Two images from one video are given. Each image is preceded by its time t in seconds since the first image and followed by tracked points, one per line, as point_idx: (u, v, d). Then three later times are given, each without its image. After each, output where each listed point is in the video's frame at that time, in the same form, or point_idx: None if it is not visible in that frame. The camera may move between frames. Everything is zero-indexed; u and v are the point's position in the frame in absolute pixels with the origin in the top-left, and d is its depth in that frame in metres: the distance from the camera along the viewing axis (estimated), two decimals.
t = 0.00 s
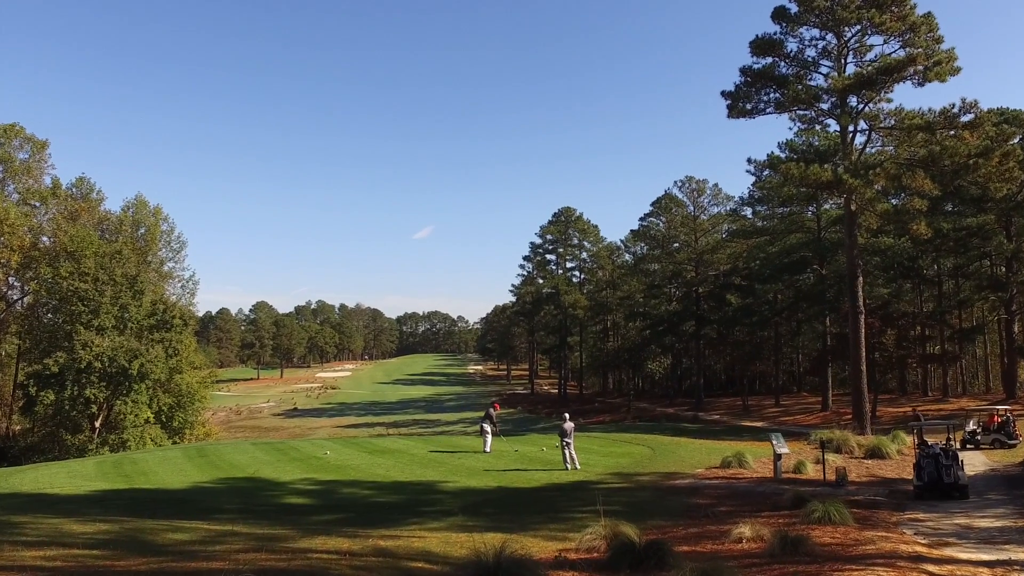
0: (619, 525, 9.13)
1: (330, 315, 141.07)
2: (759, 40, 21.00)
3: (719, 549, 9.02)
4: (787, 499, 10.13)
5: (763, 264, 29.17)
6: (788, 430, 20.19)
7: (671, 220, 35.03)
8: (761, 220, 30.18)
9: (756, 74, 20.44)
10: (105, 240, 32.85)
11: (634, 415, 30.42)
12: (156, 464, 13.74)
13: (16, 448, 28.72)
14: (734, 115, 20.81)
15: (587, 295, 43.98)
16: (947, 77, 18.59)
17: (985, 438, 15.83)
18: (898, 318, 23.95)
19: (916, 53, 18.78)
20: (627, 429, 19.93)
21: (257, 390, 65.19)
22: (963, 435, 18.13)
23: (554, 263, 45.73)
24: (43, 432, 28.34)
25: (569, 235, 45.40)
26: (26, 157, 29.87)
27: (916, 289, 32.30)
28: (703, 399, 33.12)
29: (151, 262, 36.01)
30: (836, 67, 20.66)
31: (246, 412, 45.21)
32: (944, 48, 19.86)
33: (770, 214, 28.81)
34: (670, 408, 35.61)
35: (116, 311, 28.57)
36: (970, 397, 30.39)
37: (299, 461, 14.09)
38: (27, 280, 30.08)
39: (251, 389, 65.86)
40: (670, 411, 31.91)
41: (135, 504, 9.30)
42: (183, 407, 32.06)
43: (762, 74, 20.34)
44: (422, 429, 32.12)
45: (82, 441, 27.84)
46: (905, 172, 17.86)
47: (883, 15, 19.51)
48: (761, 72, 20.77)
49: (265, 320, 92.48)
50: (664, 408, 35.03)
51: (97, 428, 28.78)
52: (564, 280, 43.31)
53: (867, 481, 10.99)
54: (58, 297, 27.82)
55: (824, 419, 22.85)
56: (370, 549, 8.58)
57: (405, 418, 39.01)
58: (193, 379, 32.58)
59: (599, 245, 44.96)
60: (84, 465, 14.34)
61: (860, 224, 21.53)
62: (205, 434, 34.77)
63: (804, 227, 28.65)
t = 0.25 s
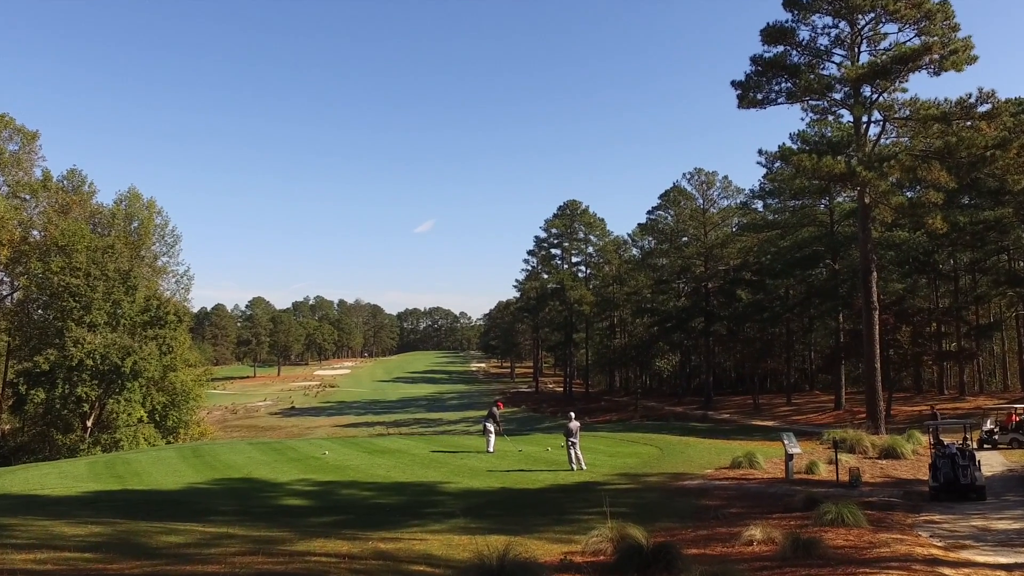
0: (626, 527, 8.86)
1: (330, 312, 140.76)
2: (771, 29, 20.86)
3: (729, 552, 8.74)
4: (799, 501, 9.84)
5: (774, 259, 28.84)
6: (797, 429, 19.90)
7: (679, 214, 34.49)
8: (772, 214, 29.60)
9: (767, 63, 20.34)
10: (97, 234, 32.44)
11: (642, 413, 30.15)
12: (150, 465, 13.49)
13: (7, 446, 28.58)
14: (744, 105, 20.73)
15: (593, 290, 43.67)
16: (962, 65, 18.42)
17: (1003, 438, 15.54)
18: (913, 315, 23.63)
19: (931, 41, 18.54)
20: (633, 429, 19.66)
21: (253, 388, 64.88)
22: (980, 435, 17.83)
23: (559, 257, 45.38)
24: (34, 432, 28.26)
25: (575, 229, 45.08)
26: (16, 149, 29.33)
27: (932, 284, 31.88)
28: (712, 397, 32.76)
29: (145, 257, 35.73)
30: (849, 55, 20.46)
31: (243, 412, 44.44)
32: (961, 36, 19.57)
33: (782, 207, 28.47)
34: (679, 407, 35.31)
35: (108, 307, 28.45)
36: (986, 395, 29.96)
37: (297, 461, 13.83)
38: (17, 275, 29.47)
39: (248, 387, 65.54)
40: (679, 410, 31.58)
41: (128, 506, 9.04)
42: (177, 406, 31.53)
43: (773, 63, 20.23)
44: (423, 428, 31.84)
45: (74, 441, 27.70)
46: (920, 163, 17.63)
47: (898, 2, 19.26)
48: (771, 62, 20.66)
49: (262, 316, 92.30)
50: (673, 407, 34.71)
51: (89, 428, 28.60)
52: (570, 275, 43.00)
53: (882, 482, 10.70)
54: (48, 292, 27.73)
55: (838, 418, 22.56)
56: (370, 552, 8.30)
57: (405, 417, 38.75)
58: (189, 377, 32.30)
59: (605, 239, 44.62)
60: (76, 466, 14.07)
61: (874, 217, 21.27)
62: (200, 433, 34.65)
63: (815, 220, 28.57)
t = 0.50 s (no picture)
0: (634, 529, 8.59)
1: (330, 308, 140.47)
2: (782, 16, 20.62)
3: (740, 555, 8.45)
4: (812, 502, 9.56)
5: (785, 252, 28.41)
6: (806, 429, 19.58)
7: (688, 207, 33.72)
8: (783, 207, 29.16)
9: (778, 52, 20.14)
10: (88, 228, 31.81)
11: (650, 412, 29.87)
12: (145, 466, 13.24)
13: None
14: (755, 94, 20.64)
15: (599, 285, 43.22)
16: (980, 54, 18.07)
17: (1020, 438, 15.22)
18: (929, 311, 23.26)
19: (948, 29, 18.20)
20: (640, 428, 19.37)
21: (249, 387, 64.49)
22: (997, 434, 17.52)
23: (564, 251, 44.95)
24: (23, 432, 28.01)
25: (580, 222, 44.70)
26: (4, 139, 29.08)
27: (948, 279, 31.38)
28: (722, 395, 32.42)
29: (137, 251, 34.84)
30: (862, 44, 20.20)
31: (241, 411, 44.23)
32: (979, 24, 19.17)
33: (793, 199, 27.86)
34: (688, 405, 34.91)
35: (100, 303, 28.14)
36: (1003, 393, 29.50)
37: (295, 461, 13.56)
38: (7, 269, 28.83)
39: (244, 386, 65.14)
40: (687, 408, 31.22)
41: (120, 508, 8.79)
42: (170, 404, 31.56)
43: (784, 52, 20.02)
44: (423, 427, 31.55)
45: (65, 441, 27.63)
46: (936, 155, 17.33)
47: None
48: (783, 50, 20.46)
49: (257, 312, 91.83)
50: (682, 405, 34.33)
51: (81, 427, 28.51)
52: (576, 270, 42.59)
53: (897, 483, 10.41)
54: (38, 287, 27.26)
55: (851, 417, 22.24)
56: (369, 555, 8.04)
57: (405, 416, 38.46)
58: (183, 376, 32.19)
59: (612, 232, 44.18)
60: (68, 467, 13.81)
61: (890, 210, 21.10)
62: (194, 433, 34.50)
63: (828, 213, 28.10)
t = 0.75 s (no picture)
0: (642, 532, 8.32)
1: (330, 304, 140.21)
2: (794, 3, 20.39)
3: (750, 557, 8.18)
4: (825, 503, 9.28)
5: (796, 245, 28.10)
6: (816, 427, 19.29)
7: (698, 199, 33.26)
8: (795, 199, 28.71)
9: (789, 39, 19.94)
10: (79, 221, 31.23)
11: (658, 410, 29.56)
12: (138, 467, 13.01)
13: None
14: (766, 82, 20.49)
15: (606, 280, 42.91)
16: (998, 41, 17.78)
17: None
18: (946, 306, 22.87)
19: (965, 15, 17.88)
20: (646, 427, 19.09)
21: (244, 385, 64.19)
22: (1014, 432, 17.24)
23: (569, 245, 44.50)
24: (12, 431, 27.65)
25: (587, 215, 44.42)
26: None
27: (965, 272, 30.87)
28: (732, 393, 32.07)
29: (129, 245, 34.26)
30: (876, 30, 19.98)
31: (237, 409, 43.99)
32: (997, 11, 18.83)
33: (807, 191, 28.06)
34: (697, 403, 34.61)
35: (90, 298, 27.68)
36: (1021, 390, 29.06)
37: (292, 462, 13.32)
38: None
39: (238, 384, 64.76)
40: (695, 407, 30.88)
41: (112, 511, 8.54)
42: (163, 403, 31.43)
43: (796, 39, 19.82)
44: (424, 426, 31.29)
45: (55, 441, 27.38)
46: (952, 145, 17.06)
47: None
48: (794, 38, 20.24)
49: (252, 306, 91.16)
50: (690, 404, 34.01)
51: (71, 427, 28.33)
52: (582, 265, 42.31)
53: (912, 484, 10.12)
54: (28, 283, 27.22)
55: (865, 416, 21.92)
56: (368, 558, 7.78)
57: (405, 414, 38.21)
58: (176, 374, 31.90)
59: (619, 226, 43.74)
60: (59, 468, 13.56)
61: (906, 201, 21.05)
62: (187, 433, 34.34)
63: (841, 205, 27.63)
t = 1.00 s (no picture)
0: (650, 534, 8.05)
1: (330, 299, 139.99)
2: None
3: (762, 560, 7.90)
4: (840, 505, 9.00)
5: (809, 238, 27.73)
6: (826, 427, 18.99)
7: (708, 190, 32.98)
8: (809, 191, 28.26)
9: (803, 26, 19.74)
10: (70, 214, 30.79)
11: (667, 409, 29.25)
12: (133, 467, 12.79)
13: None
14: (778, 71, 20.29)
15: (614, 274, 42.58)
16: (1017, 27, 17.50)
17: None
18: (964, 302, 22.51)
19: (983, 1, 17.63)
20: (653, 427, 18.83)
21: (238, 383, 63.82)
22: None
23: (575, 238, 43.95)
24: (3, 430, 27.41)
25: (593, 207, 43.96)
26: None
27: (984, 266, 30.34)
28: (744, 391, 31.74)
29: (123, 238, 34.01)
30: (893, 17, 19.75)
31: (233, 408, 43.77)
32: None
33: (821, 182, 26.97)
34: (708, 402, 34.25)
35: (81, 293, 27.36)
36: None
37: (290, 462, 13.08)
38: None
39: (232, 382, 64.32)
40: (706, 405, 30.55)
41: (104, 513, 8.30)
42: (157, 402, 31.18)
43: (810, 26, 19.64)
44: (426, 425, 31.03)
45: (45, 440, 27.13)
46: (971, 136, 16.78)
47: None
48: (808, 24, 20.05)
49: (248, 302, 90.60)
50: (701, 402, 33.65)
51: (62, 426, 28.07)
52: (588, 258, 41.75)
53: (929, 485, 9.84)
54: (16, 277, 26.76)
55: (881, 415, 21.59)
56: (368, 561, 7.51)
57: (406, 413, 37.98)
58: (170, 372, 31.63)
59: (626, 218, 43.22)
60: (49, 469, 13.31)
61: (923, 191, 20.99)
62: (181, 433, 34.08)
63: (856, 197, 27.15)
